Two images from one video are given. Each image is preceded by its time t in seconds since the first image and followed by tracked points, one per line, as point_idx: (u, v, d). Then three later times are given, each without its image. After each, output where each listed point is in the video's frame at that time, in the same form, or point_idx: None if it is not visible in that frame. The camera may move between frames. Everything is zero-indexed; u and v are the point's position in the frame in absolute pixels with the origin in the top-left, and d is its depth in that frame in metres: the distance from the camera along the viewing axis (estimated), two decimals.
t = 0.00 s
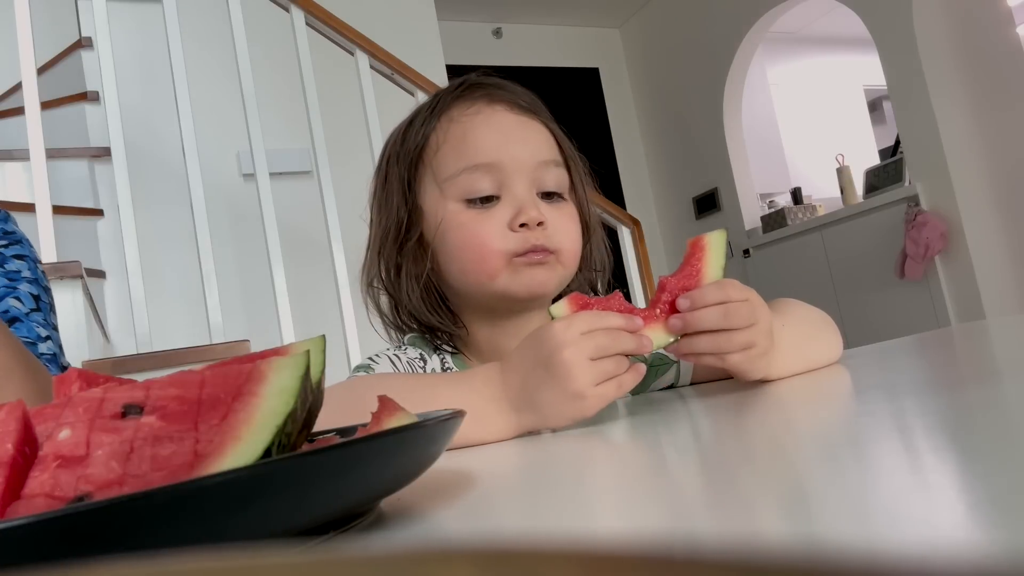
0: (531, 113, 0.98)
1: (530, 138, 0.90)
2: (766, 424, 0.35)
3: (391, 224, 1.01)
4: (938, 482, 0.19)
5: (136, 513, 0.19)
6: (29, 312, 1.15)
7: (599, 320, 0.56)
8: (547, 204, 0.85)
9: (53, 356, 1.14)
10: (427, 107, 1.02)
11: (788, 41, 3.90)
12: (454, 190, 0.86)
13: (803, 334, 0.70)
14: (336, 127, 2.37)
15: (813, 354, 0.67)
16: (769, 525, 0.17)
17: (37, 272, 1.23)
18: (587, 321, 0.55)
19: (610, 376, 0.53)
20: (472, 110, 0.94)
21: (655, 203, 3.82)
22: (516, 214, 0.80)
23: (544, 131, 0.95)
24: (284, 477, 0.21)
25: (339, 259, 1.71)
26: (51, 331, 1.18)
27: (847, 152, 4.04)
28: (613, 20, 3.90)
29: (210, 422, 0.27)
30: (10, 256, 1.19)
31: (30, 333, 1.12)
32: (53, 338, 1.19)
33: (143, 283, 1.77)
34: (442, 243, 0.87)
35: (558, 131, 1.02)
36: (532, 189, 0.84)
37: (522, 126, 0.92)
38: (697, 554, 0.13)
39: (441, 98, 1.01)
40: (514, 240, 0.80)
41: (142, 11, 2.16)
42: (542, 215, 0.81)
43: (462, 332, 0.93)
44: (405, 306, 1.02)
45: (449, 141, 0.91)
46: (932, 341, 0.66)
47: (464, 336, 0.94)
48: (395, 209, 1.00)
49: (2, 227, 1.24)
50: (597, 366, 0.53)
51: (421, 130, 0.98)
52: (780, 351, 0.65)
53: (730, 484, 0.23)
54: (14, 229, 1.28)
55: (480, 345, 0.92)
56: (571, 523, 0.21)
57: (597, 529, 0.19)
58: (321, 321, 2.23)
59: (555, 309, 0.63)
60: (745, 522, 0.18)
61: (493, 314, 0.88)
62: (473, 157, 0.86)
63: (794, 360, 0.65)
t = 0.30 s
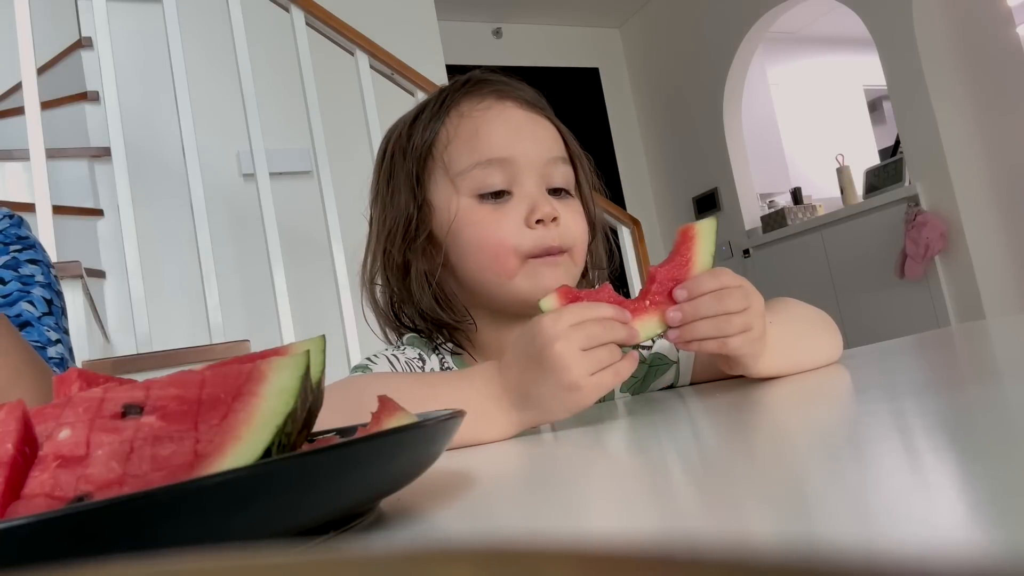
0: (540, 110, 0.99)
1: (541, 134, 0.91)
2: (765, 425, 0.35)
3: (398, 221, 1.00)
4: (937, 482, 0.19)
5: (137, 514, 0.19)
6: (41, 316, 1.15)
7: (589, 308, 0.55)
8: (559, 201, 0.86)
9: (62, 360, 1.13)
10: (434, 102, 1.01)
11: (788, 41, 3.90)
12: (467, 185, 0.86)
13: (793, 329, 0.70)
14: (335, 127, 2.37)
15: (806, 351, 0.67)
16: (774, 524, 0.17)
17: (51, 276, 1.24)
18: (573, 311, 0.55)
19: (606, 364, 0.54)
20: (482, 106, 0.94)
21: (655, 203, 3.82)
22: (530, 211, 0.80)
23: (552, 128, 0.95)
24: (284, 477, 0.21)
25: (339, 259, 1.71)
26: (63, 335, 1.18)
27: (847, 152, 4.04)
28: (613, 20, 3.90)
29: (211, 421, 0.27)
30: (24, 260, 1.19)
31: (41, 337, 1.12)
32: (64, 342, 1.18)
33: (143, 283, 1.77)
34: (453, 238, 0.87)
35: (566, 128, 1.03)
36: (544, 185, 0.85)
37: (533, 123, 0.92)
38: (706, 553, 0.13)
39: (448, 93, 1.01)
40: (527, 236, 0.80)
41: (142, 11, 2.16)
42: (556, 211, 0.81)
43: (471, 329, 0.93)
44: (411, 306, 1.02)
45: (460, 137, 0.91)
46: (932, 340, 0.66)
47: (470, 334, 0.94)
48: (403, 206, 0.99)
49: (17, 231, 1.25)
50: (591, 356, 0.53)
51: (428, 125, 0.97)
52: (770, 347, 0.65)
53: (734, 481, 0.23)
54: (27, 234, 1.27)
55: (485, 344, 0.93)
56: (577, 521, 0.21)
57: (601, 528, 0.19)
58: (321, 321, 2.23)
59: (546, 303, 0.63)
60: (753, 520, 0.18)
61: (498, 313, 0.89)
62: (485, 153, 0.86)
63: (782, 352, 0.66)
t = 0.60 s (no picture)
0: (539, 114, 0.99)
1: (539, 138, 0.91)
2: (763, 425, 0.35)
3: (395, 222, 1.00)
4: (938, 481, 0.19)
5: (136, 513, 0.19)
6: (32, 313, 1.16)
7: (592, 311, 0.56)
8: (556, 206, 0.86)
9: (54, 357, 1.15)
10: (433, 103, 1.01)
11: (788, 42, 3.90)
12: (464, 189, 0.86)
13: (795, 330, 0.70)
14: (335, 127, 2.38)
15: (805, 351, 0.67)
16: (771, 524, 0.17)
17: (40, 273, 1.23)
18: (576, 314, 0.55)
19: (608, 366, 0.54)
20: (481, 109, 0.94)
21: (656, 203, 3.82)
22: (526, 216, 0.81)
23: (551, 133, 0.96)
24: (282, 476, 0.21)
25: (339, 259, 1.71)
26: (54, 333, 1.19)
27: (847, 152, 4.04)
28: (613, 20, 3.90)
29: (210, 421, 0.27)
30: (13, 258, 1.18)
31: (32, 336, 1.13)
32: (56, 338, 1.20)
33: (143, 284, 1.77)
34: (450, 241, 0.87)
35: (564, 132, 1.03)
36: (541, 190, 0.85)
37: (532, 127, 0.92)
38: (697, 554, 0.13)
39: (448, 95, 1.01)
40: (523, 241, 0.80)
41: (143, 11, 2.16)
42: (552, 216, 0.82)
43: (467, 332, 0.93)
44: (408, 307, 1.02)
45: (458, 140, 0.91)
46: (932, 341, 0.66)
47: (467, 337, 0.94)
48: (399, 207, 0.99)
49: (5, 228, 1.24)
50: (592, 357, 0.53)
51: (427, 127, 0.97)
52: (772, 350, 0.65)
53: (733, 482, 0.23)
54: (15, 231, 1.27)
55: (482, 346, 0.93)
56: (574, 522, 0.21)
57: (598, 529, 0.19)
58: (321, 321, 2.23)
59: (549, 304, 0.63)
60: (748, 521, 0.18)
61: (496, 315, 0.89)
62: (483, 157, 0.86)
63: (783, 352, 0.66)
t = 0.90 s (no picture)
0: (541, 116, 0.98)
1: (541, 141, 0.90)
2: (763, 425, 0.35)
3: (394, 221, 1.00)
4: (938, 481, 0.19)
5: (135, 513, 0.19)
6: (34, 313, 1.16)
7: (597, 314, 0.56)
8: (556, 209, 0.86)
9: (59, 356, 1.14)
10: (435, 103, 1.01)
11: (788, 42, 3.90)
12: (464, 192, 0.86)
13: (797, 331, 0.70)
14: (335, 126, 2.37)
15: (807, 352, 0.67)
16: (770, 524, 0.17)
17: (42, 274, 1.23)
18: (580, 314, 0.55)
19: (611, 367, 0.54)
20: (483, 111, 0.94)
21: (656, 203, 3.82)
22: (526, 219, 0.81)
23: (553, 136, 0.95)
24: (282, 477, 0.21)
25: (339, 259, 1.71)
26: (56, 333, 1.19)
27: (847, 152, 4.04)
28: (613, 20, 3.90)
29: (210, 421, 0.27)
30: (15, 257, 1.19)
31: (35, 335, 1.13)
32: (59, 339, 1.19)
33: (143, 283, 1.77)
34: (449, 243, 0.87)
35: (567, 134, 1.02)
36: (542, 193, 0.85)
37: (534, 129, 0.92)
38: (692, 553, 0.13)
39: (450, 95, 1.01)
40: (522, 245, 0.80)
41: (143, 11, 2.17)
42: (552, 220, 0.82)
43: (465, 334, 0.94)
44: (406, 307, 1.02)
45: (459, 141, 0.91)
46: (931, 341, 0.66)
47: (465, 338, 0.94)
48: (399, 208, 0.99)
49: (6, 228, 1.25)
50: (595, 357, 0.53)
51: (428, 127, 0.97)
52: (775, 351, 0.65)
53: (731, 481, 0.23)
54: (17, 231, 1.27)
55: (481, 347, 0.93)
56: (573, 521, 0.21)
57: (598, 529, 0.19)
58: (321, 321, 2.23)
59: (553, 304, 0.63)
60: (746, 522, 0.18)
61: (494, 317, 0.89)
62: (484, 160, 0.86)
63: (786, 355, 0.65)
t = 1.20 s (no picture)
0: (545, 114, 0.98)
1: (544, 140, 0.90)
2: (763, 425, 0.35)
3: (396, 220, 1.00)
4: (938, 482, 0.19)
5: (137, 513, 0.19)
6: (31, 313, 1.15)
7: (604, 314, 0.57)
8: (557, 209, 0.86)
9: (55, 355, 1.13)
10: (439, 101, 1.01)
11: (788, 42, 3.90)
12: (465, 192, 0.86)
13: (798, 333, 0.70)
14: (335, 126, 2.37)
15: (810, 354, 0.67)
16: (773, 524, 0.17)
17: (40, 274, 1.24)
18: (583, 314, 0.56)
19: (615, 370, 0.54)
20: (486, 109, 0.93)
21: (656, 203, 3.82)
22: (526, 221, 0.81)
23: (556, 135, 0.95)
24: (283, 477, 0.21)
25: (339, 259, 1.71)
26: (54, 332, 1.18)
27: (848, 152, 4.04)
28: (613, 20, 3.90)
29: (210, 421, 0.27)
30: (13, 258, 1.19)
31: (31, 334, 1.13)
32: (56, 338, 1.19)
33: (143, 283, 1.78)
34: (450, 244, 0.87)
35: (570, 134, 1.02)
36: (544, 194, 0.85)
37: (537, 128, 0.92)
38: (687, 551, 0.13)
39: (454, 92, 1.00)
40: (522, 247, 0.81)
41: (143, 11, 2.17)
42: (553, 222, 0.82)
43: (466, 334, 0.94)
44: (406, 306, 1.02)
45: (461, 141, 0.90)
46: (931, 341, 0.66)
47: (465, 338, 0.95)
48: (401, 206, 0.99)
49: (5, 229, 1.25)
50: (600, 358, 0.54)
51: (431, 125, 0.97)
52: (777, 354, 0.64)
53: (733, 481, 0.23)
54: (15, 231, 1.28)
55: (481, 347, 0.93)
56: (571, 522, 0.21)
57: (601, 529, 0.19)
58: (321, 321, 2.23)
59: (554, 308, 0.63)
60: (747, 521, 0.18)
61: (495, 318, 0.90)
62: (485, 160, 0.86)
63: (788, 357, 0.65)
